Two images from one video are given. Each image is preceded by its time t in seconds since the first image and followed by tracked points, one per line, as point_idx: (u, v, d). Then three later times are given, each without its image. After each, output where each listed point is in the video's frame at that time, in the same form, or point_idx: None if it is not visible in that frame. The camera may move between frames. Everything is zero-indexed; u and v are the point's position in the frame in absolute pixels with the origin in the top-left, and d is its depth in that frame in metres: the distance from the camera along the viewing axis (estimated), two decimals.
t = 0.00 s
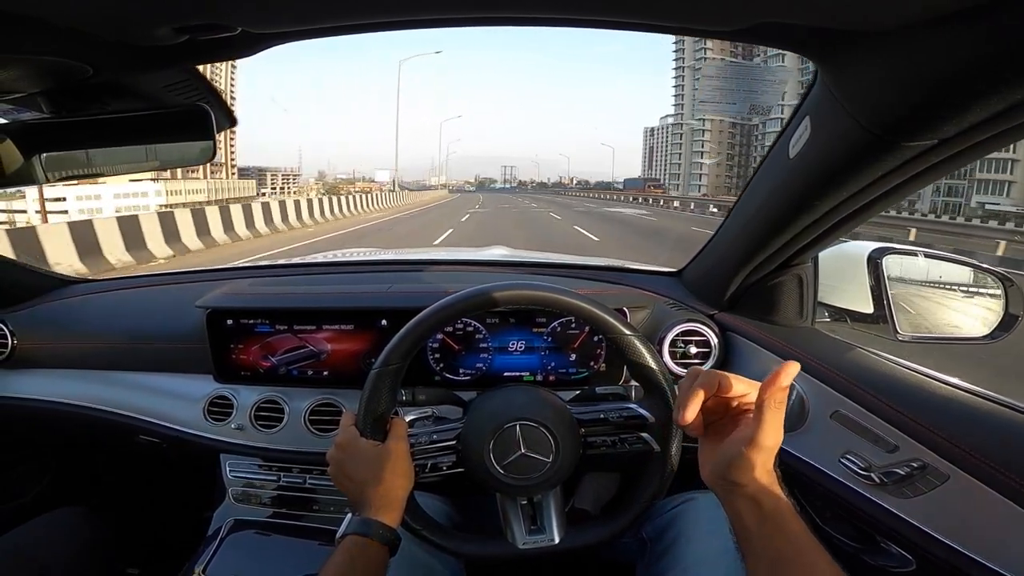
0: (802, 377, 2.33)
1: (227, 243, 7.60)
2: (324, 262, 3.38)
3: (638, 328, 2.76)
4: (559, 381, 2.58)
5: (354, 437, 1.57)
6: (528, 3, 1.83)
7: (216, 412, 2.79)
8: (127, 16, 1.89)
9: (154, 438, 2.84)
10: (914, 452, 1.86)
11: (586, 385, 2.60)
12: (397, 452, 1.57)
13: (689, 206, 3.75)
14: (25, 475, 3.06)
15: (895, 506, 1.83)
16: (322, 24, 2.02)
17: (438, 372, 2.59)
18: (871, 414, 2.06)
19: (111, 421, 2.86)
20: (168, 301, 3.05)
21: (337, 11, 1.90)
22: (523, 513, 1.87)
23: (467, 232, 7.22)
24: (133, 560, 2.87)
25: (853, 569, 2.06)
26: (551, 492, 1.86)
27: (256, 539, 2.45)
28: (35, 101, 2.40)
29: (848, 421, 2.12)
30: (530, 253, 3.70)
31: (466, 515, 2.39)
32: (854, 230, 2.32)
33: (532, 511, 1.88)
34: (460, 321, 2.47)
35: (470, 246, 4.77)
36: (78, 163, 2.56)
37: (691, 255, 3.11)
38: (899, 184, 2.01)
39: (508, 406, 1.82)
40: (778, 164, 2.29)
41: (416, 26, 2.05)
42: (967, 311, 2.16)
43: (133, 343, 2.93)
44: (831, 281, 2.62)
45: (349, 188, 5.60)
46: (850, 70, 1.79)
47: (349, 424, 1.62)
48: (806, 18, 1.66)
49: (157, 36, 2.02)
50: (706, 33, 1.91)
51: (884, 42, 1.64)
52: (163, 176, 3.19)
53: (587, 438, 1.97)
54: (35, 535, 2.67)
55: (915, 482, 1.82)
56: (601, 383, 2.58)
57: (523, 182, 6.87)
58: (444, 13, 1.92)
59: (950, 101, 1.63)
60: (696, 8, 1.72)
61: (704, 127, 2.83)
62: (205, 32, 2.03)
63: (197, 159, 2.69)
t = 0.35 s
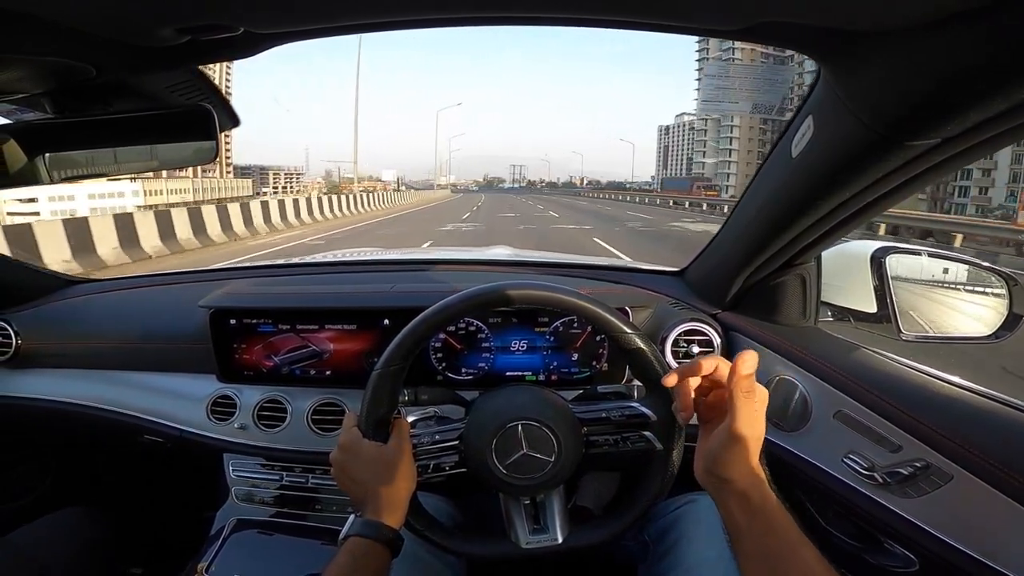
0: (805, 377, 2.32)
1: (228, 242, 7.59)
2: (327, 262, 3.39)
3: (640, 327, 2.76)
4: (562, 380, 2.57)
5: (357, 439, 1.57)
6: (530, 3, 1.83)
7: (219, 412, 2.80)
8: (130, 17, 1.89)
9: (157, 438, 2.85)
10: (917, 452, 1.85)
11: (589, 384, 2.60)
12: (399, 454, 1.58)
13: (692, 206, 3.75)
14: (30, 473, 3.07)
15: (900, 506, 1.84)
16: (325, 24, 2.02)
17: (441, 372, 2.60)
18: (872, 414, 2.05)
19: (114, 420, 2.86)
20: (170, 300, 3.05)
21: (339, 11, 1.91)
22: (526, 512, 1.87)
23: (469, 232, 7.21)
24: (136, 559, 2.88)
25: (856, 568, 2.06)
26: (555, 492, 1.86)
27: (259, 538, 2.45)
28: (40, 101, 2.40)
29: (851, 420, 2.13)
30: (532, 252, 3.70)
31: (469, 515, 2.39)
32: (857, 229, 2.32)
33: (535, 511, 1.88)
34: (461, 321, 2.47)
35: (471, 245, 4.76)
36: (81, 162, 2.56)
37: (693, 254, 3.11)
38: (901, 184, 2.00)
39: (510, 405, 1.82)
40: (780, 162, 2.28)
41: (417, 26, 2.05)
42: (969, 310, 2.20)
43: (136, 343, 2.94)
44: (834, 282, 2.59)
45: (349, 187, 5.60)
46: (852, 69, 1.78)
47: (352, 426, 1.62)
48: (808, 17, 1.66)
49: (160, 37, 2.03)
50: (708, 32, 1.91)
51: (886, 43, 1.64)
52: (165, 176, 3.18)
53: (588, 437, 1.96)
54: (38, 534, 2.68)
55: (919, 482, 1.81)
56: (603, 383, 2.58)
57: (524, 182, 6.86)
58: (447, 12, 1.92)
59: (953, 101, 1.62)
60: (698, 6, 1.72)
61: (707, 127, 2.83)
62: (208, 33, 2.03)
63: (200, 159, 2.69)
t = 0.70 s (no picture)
0: (805, 376, 2.32)
1: (227, 242, 7.58)
2: (327, 261, 3.39)
3: (642, 327, 2.77)
4: (562, 379, 2.58)
5: (358, 440, 1.58)
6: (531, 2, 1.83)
7: (219, 411, 2.80)
8: (130, 17, 1.90)
9: (158, 437, 2.85)
10: (916, 451, 1.85)
11: (589, 384, 2.60)
12: (399, 454, 1.58)
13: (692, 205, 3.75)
14: (31, 472, 3.08)
15: (899, 505, 1.87)
16: (326, 23, 2.02)
17: (441, 371, 2.60)
18: (870, 411, 2.04)
19: (115, 420, 2.87)
20: (170, 300, 3.05)
21: (339, 10, 1.91)
22: (527, 511, 1.86)
23: (469, 232, 7.22)
24: (137, 559, 2.88)
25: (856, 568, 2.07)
26: (556, 490, 1.85)
27: (260, 538, 2.45)
28: (40, 101, 2.40)
29: (851, 420, 2.11)
30: (533, 252, 3.71)
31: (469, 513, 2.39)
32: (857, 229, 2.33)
33: (537, 509, 1.87)
34: (461, 320, 2.47)
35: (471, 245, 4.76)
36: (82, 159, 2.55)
37: (694, 253, 3.11)
38: (901, 183, 2.01)
39: (511, 404, 1.83)
40: (780, 163, 2.29)
41: (417, 25, 2.06)
42: (966, 312, 2.18)
43: (137, 342, 2.94)
44: (834, 281, 2.60)
45: (349, 187, 5.60)
46: (852, 68, 1.78)
47: (353, 427, 1.63)
48: (808, 16, 1.66)
49: (160, 36, 2.03)
50: (709, 32, 1.91)
51: (888, 42, 1.64)
52: (166, 175, 3.18)
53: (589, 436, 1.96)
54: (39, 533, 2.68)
55: (918, 481, 1.82)
56: (604, 382, 2.59)
57: (524, 182, 6.86)
58: (449, 11, 1.92)
59: (953, 101, 1.62)
60: (698, 6, 1.72)
61: (706, 126, 2.82)
62: (208, 32, 2.03)
63: (194, 160, 2.72)
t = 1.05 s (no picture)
0: (801, 377, 2.32)
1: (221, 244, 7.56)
2: (323, 263, 3.38)
3: (638, 328, 2.79)
4: (559, 381, 2.58)
5: (353, 442, 1.58)
6: (529, 3, 1.83)
7: (215, 414, 2.79)
8: (126, 17, 1.89)
9: (153, 440, 2.84)
10: (911, 452, 1.85)
11: (586, 386, 2.60)
12: (394, 455, 1.59)
13: (688, 207, 3.76)
14: (24, 476, 3.05)
15: (894, 505, 1.87)
16: (324, 25, 2.01)
17: (437, 373, 2.57)
18: (866, 412, 2.05)
19: (110, 422, 2.85)
20: (166, 302, 3.03)
21: (338, 11, 1.90)
22: (525, 513, 1.86)
23: (465, 233, 7.22)
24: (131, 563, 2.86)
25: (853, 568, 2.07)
26: (553, 493, 1.85)
27: (255, 539, 2.44)
28: (34, 103, 2.39)
29: (846, 421, 2.12)
30: (529, 254, 3.71)
31: (467, 515, 2.39)
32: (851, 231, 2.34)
33: (535, 510, 1.87)
34: (458, 322, 2.47)
35: (467, 247, 4.76)
36: (75, 164, 2.58)
37: (689, 254, 3.11)
38: (896, 185, 2.02)
39: (508, 405, 1.82)
40: (775, 164, 2.30)
41: (416, 26, 2.05)
42: (959, 314, 2.19)
43: (131, 345, 2.92)
44: (828, 281, 2.63)
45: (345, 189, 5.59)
46: (848, 70, 1.79)
47: (348, 429, 1.63)
48: (805, 18, 1.67)
49: (156, 37, 2.02)
50: (707, 34, 1.92)
51: (885, 43, 1.65)
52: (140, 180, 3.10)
53: (586, 438, 1.93)
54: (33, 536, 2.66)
55: (914, 481, 1.83)
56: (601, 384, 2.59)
57: (520, 184, 6.87)
58: (448, 12, 1.93)
59: (949, 102, 1.63)
60: (696, 8, 1.73)
61: (705, 129, 2.82)
62: (204, 33, 2.02)
63: (194, 161, 2.69)
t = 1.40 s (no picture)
0: (797, 376, 2.32)
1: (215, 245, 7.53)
2: (318, 263, 3.37)
3: (633, 326, 2.80)
4: (555, 379, 2.58)
5: (350, 438, 1.58)
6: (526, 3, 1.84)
7: (211, 413, 2.78)
8: (121, 16, 1.88)
9: (149, 440, 2.83)
10: (906, 449, 1.86)
11: (581, 384, 2.61)
12: (392, 452, 1.59)
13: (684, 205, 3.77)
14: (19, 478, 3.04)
15: (888, 503, 1.88)
16: (320, 24, 2.01)
17: (434, 372, 2.58)
18: (860, 409, 2.06)
19: (105, 423, 2.84)
20: (161, 302, 3.03)
21: (334, 10, 1.90)
22: (520, 512, 1.87)
23: (460, 233, 7.22)
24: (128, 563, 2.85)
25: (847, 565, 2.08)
26: (548, 492, 1.86)
27: (252, 539, 2.45)
28: (27, 102, 2.34)
29: (841, 418, 2.13)
30: (526, 252, 3.71)
31: (464, 514, 2.39)
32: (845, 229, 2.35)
33: (530, 510, 1.87)
34: (455, 321, 2.47)
35: (462, 247, 4.76)
36: (65, 161, 2.57)
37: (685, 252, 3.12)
38: (890, 183, 2.02)
39: (505, 403, 1.82)
40: (770, 162, 2.30)
41: (413, 25, 2.05)
42: (951, 310, 2.19)
43: (126, 345, 2.91)
44: (822, 278, 2.64)
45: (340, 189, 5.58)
46: (844, 68, 1.79)
47: (345, 424, 1.63)
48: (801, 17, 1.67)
49: (150, 36, 2.01)
50: (704, 33, 1.92)
51: (881, 43, 1.66)
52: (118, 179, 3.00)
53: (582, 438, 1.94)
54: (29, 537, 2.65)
55: (909, 479, 1.84)
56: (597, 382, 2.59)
57: (516, 183, 6.87)
58: (444, 11, 1.93)
59: (943, 102, 1.64)
60: (693, 7, 1.74)
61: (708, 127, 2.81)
62: (199, 32, 2.01)
63: (184, 163, 2.70)
